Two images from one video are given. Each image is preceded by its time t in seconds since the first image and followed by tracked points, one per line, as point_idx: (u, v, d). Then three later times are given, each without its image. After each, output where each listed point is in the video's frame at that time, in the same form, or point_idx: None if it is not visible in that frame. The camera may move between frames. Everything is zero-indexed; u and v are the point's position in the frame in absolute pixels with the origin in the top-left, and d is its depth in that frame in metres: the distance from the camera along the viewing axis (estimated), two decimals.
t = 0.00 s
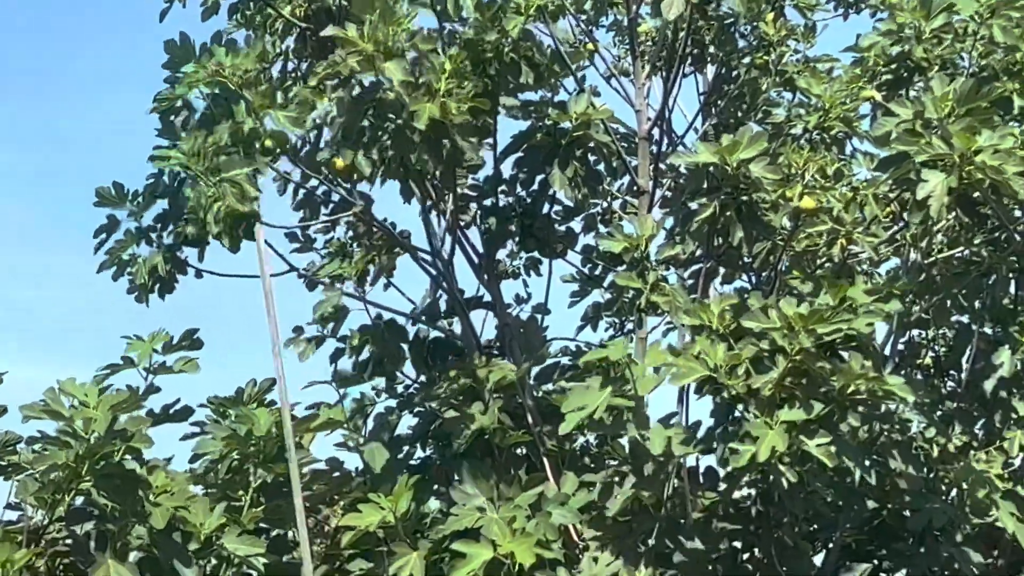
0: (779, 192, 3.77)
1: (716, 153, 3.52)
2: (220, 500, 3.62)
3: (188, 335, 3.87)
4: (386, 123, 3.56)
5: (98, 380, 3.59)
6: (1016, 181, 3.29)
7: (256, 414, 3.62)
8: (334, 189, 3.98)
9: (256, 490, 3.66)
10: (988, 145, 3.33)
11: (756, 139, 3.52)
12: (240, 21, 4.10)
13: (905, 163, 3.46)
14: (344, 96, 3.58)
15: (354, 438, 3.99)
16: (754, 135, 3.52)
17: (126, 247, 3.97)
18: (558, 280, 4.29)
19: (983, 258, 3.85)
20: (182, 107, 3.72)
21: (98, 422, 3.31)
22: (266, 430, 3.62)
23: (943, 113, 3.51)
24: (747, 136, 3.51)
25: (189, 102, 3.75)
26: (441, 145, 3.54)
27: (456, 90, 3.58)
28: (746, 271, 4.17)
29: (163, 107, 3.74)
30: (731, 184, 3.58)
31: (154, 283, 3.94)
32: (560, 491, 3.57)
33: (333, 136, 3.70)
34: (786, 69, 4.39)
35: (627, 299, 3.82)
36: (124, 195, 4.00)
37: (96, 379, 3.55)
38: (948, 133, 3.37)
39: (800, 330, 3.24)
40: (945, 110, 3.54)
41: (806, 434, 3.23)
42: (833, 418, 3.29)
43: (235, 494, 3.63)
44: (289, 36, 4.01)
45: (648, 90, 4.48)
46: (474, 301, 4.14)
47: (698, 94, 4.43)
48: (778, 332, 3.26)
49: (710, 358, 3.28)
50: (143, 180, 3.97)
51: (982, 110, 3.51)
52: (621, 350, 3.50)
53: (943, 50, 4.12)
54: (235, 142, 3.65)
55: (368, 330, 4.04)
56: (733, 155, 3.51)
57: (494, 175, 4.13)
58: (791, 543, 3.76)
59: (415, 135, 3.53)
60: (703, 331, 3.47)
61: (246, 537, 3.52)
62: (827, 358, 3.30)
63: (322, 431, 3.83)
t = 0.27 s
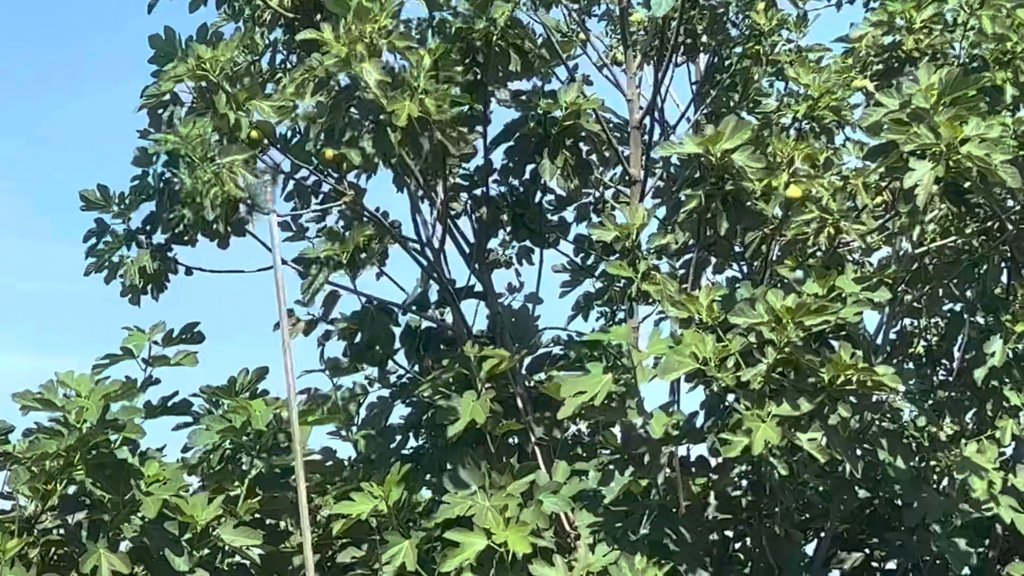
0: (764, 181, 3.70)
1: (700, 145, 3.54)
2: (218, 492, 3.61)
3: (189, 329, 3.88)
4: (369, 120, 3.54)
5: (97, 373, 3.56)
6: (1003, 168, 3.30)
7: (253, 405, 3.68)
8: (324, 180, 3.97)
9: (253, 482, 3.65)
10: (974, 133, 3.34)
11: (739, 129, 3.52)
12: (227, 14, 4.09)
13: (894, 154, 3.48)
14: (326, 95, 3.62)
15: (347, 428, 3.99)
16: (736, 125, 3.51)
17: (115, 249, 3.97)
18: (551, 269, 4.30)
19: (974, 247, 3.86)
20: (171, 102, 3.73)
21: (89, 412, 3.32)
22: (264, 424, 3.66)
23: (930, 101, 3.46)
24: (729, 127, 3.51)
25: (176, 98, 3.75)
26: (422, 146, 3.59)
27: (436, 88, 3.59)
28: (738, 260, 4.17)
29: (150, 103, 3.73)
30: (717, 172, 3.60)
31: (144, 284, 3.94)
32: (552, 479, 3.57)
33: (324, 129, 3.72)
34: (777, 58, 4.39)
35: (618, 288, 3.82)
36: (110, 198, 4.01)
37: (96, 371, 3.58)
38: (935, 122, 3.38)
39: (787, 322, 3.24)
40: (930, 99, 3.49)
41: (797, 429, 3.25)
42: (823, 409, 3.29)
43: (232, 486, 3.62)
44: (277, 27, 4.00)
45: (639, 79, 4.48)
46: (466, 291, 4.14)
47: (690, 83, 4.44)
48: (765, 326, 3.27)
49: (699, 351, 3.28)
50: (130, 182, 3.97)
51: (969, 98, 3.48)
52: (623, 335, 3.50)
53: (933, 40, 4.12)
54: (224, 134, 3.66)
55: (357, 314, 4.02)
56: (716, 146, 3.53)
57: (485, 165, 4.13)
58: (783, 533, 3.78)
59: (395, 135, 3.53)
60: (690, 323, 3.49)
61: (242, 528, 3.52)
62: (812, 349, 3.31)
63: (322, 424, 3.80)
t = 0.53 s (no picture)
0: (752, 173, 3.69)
1: (686, 137, 3.54)
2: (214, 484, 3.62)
3: (187, 322, 3.88)
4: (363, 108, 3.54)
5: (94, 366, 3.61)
6: (987, 158, 3.31)
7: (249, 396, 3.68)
8: (317, 170, 3.96)
9: (249, 473, 3.65)
10: (957, 124, 3.35)
11: (726, 120, 3.52)
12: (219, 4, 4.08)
13: (879, 144, 3.47)
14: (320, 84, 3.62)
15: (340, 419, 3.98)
16: (723, 116, 3.52)
17: (108, 235, 3.95)
18: (543, 260, 4.30)
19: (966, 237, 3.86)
20: (164, 90, 3.77)
21: (83, 403, 3.30)
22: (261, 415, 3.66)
23: (915, 91, 3.51)
24: (716, 118, 3.52)
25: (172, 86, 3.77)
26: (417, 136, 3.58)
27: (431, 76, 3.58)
28: (730, 251, 4.17)
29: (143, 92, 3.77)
30: (703, 164, 3.60)
31: (136, 271, 3.93)
32: (545, 470, 3.60)
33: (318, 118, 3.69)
34: (769, 49, 4.39)
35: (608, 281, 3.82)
36: (104, 184, 3.99)
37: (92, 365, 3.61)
38: (918, 113, 3.39)
39: (784, 313, 3.24)
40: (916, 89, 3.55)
41: (789, 416, 3.23)
42: (816, 400, 3.29)
43: (228, 477, 3.62)
44: (268, 17, 3.99)
45: (632, 70, 4.46)
46: (458, 282, 4.14)
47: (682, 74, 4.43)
48: (762, 316, 3.27)
49: (693, 341, 3.28)
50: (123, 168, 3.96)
51: (955, 88, 3.51)
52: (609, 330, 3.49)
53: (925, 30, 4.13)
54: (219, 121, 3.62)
55: (348, 311, 4.03)
56: (702, 137, 3.53)
57: (477, 156, 4.12)
58: (776, 523, 3.79)
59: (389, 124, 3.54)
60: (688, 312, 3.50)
61: (237, 520, 3.50)
62: (808, 340, 3.31)
63: (319, 418, 3.80)
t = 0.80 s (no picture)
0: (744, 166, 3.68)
1: (678, 132, 3.54)
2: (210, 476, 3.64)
3: (184, 317, 3.87)
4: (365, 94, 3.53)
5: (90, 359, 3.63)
6: (974, 149, 3.33)
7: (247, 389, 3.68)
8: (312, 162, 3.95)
9: (245, 466, 3.67)
10: (945, 115, 3.35)
11: (717, 114, 3.52)
12: None
13: (869, 136, 3.48)
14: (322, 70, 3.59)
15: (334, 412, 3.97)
16: (715, 111, 3.52)
17: (103, 222, 3.95)
18: (538, 253, 4.30)
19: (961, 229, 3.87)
20: (162, 82, 3.79)
21: (78, 396, 3.29)
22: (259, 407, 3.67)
23: (903, 84, 3.53)
24: (708, 112, 3.52)
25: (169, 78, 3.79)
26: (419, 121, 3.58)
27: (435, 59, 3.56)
28: (725, 243, 4.17)
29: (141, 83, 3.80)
30: (697, 158, 3.59)
31: (130, 259, 3.92)
32: (539, 462, 3.58)
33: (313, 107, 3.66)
34: (763, 41, 4.38)
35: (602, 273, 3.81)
36: (102, 169, 3.99)
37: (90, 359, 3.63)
38: (907, 105, 3.39)
39: (779, 304, 3.25)
40: (904, 81, 3.57)
41: (782, 407, 3.25)
42: (812, 390, 3.30)
43: (226, 471, 3.64)
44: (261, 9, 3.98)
45: (626, 62, 4.47)
46: (453, 274, 4.14)
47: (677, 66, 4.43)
48: (756, 307, 3.27)
49: (687, 331, 3.30)
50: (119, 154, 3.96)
51: (943, 78, 3.51)
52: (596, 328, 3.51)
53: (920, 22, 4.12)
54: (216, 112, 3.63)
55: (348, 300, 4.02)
56: (694, 132, 3.53)
57: (472, 148, 4.11)
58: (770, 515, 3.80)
59: (393, 109, 3.52)
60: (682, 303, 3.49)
61: (235, 513, 3.52)
62: (801, 330, 3.30)
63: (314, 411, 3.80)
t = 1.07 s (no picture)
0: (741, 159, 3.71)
1: (674, 125, 3.52)
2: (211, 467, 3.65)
3: (183, 309, 3.86)
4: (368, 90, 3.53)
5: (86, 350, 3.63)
6: (973, 141, 3.32)
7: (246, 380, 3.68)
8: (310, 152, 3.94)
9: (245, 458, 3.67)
10: (944, 107, 3.35)
11: (714, 106, 3.50)
12: None
13: (868, 127, 3.47)
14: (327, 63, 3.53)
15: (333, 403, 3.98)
16: (711, 103, 3.50)
17: (101, 217, 3.94)
18: (536, 244, 4.30)
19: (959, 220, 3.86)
20: (161, 71, 3.78)
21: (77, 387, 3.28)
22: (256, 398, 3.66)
23: (903, 75, 3.52)
24: (705, 104, 3.50)
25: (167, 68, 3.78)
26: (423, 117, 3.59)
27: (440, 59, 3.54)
28: (723, 234, 4.16)
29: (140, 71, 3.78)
30: (694, 151, 3.58)
31: (128, 253, 3.92)
32: (538, 453, 3.58)
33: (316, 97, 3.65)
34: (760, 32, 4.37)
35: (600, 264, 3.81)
36: (96, 165, 3.99)
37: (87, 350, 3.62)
38: (906, 97, 3.38)
39: (770, 297, 3.25)
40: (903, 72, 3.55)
41: (777, 399, 3.24)
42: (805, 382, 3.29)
43: (225, 462, 3.64)
44: None
45: (624, 53, 4.45)
46: (451, 265, 4.13)
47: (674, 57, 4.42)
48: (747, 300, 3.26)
49: (680, 326, 3.29)
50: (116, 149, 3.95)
51: (940, 70, 3.52)
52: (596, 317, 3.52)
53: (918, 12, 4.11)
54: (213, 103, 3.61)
55: (346, 288, 4.02)
56: (691, 125, 3.51)
57: (470, 138, 4.10)
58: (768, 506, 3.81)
59: (398, 105, 3.51)
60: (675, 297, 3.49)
61: (234, 504, 3.51)
62: (794, 323, 3.31)
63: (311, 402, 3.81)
